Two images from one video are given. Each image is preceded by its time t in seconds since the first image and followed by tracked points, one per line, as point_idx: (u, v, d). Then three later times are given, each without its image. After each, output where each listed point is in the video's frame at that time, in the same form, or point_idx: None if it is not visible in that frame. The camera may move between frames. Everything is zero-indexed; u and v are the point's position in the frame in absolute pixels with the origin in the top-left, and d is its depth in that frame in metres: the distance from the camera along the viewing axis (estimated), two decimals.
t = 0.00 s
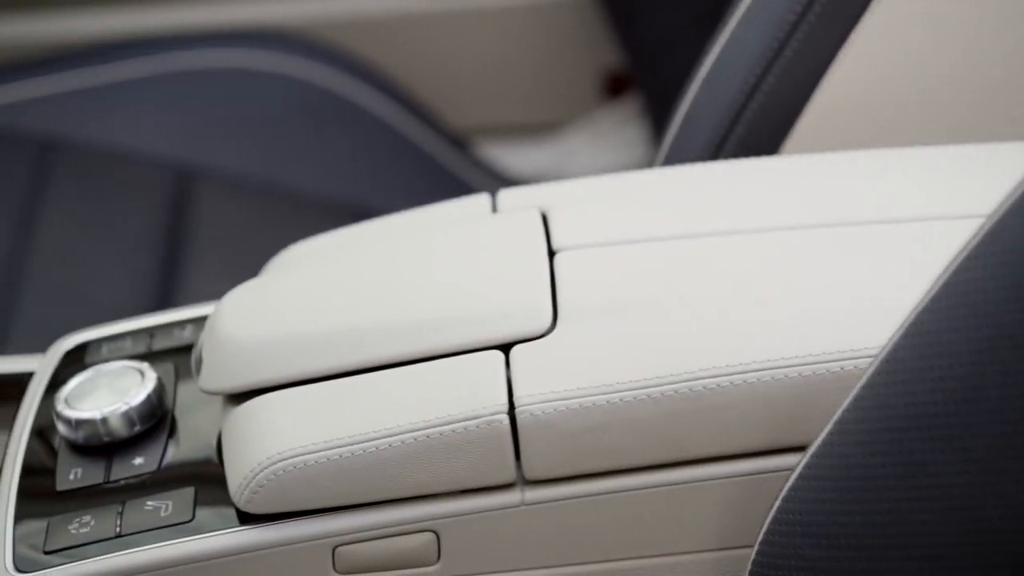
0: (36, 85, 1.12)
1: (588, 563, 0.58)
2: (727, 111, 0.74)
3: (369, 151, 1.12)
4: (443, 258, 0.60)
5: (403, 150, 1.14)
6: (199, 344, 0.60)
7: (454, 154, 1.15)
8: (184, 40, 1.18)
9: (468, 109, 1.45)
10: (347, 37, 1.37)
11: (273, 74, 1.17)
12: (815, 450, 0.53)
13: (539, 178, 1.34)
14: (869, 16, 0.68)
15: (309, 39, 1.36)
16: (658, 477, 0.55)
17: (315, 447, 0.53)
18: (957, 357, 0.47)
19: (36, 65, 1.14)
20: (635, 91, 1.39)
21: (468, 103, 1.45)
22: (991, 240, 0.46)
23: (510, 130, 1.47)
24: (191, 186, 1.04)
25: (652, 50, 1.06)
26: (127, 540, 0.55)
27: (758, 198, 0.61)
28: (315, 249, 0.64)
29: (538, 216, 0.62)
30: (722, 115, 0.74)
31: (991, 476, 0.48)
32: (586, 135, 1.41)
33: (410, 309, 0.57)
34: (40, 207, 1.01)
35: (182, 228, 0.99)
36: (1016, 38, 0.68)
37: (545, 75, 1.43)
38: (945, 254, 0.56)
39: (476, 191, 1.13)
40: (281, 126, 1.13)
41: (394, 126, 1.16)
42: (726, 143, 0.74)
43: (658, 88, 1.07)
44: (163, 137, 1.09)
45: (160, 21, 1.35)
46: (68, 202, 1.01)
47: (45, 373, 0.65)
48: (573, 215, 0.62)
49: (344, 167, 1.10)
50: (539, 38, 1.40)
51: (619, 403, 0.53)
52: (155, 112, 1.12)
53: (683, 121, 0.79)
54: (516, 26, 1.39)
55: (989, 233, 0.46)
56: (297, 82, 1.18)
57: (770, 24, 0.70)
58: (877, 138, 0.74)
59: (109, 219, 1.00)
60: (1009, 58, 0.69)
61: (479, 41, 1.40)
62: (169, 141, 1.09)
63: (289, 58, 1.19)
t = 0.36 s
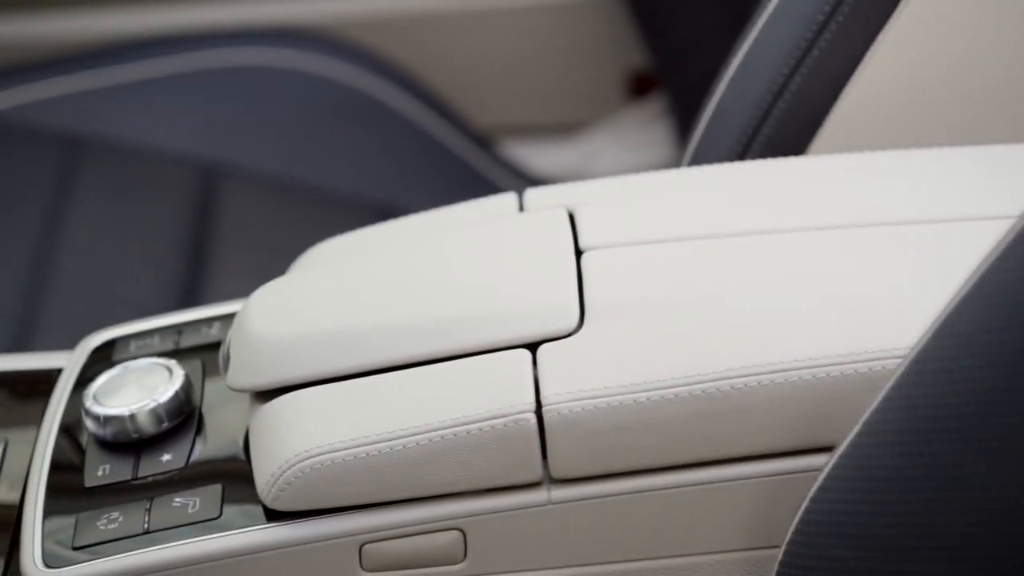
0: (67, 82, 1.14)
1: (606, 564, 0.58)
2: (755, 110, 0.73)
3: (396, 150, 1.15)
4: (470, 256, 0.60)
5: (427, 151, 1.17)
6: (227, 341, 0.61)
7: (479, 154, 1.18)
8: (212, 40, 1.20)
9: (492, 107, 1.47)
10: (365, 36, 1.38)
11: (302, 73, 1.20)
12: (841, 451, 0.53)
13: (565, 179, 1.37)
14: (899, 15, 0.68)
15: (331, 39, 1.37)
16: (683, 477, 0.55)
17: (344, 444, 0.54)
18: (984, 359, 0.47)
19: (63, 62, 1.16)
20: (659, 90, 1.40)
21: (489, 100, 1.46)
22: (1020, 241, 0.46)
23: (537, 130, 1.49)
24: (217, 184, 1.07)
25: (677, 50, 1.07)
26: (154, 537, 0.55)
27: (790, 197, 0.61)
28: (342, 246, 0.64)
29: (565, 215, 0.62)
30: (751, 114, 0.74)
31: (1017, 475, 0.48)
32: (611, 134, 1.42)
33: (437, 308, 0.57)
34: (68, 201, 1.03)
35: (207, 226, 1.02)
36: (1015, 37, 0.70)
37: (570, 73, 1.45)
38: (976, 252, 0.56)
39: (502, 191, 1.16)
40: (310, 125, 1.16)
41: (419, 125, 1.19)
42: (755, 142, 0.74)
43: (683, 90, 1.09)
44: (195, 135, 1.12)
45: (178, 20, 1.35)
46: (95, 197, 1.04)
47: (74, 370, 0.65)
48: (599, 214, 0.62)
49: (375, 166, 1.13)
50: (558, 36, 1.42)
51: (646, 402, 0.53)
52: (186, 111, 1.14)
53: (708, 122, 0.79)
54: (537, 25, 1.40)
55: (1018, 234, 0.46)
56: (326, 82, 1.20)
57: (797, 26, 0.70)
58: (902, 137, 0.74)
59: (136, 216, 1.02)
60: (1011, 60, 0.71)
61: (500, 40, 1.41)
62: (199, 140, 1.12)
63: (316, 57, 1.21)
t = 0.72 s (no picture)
0: (99, 79, 1.18)
1: (630, 563, 0.58)
2: (782, 111, 0.73)
3: (425, 149, 1.18)
4: (497, 255, 0.60)
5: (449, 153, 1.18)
6: (254, 339, 0.61)
7: (505, 154, 1.20)
8: (240, 40, 1.24)
9: (519, 107, 1.54)
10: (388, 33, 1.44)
11: (333, 74, 1.23)
12: (870, 452, 0.53)
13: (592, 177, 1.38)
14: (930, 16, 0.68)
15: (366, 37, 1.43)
16: (709, 477, 0.55)
17: (372, 442, 0.54)
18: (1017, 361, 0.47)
19: (97, 58, 1.20)
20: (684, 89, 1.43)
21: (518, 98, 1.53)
22: None
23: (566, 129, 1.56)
24: (246, 181, 1.08)
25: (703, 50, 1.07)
26: (183, 533, 0.55)
27: (824, 195, 0.61)
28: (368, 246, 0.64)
29: (593, 216, 0.62)
30: (779, 115, 0.74)
31: None
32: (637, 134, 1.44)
33: (464, 307, 0.57)
34: (97, 199, 1.04)
35: (231, 227, 1.02)
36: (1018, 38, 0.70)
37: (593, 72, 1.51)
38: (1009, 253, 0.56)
39: (528, 191, 1.17)
40: (333, 127, 1.19)
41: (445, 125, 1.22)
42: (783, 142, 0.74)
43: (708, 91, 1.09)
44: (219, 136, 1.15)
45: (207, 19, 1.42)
46: (124, 198, 1.04)
47: (103, 367, 0.66)
48: (627, 213, 0.62)
49: (396, 165, 1.14)
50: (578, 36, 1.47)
51: (674, 402, 0.53)
52: (208, 111, 1.17)
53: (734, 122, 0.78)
54: (557, 24, 1.45)
55: None
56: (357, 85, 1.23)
57: (826, 26, 0.71)
58: (928, 137, 0.74)
59: (163, 214, 1.03)
60: None
61: (523, 37, 1.46)
62: (223, 139, 1.14)
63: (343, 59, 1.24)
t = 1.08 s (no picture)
0: (131, 75, 1.22)
1: (658, 563, 0.57)
2: (810, 110, 0.73)
3: (453, 147, 1.20)
4: (525, 254, 0.60)
5: (474, 154, 1.20)
6: (283, 335, 0.61)
7: (532, 155, 1.22)
8: (267, 36, 1.27)
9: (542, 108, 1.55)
10: (409, 33, 1.45)
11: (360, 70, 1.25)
12: (900, 453, 0.53)
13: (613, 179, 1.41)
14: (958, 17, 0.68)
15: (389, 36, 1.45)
16: (735, 477, 0.55)
17: (398, 440, 0.54)
18: None
19: (130, 55, 1.24)
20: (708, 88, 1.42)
21: (539, 97, 1.54)
22: None
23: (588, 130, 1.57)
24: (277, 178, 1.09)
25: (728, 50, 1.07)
26: (211, 530, 0.55)
27: (859, 195, 0.61)
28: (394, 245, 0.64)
29: (621, 216, 0.62)
30: (806, 114, 0.73)
31: None
32: (660, 130, 1.46)
33: (491, 305, 0.57)
34: (121, 195, 1.05)
35: (260, 227, 1.03)
36: None
37: (613, 72, 1.51)
38: None
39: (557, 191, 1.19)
40: (362, 120, 1.21)
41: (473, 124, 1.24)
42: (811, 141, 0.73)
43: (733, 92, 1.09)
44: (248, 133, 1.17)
45: (234, 16, 1.45)
46: (147, 196, 1.05)
47: (130, 364, 0.67)
48: (655, 212, 0.62)
49: (423, 165, 1.16)
50: (598, 37, 1.47)
51: (701, 401, 0.53)
52: (239, 105, 1.20)
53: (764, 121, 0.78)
54: (576, 25, 1.46)
55: None
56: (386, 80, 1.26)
57: (853, 25, 0.71)
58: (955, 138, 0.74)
59: (188, 211, 1.04)
60: None
61: (542, 37, 1.47)
62: (250, 135, 1.17)
63: (370, 54, 1.27)
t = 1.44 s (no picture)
0: (151, 75, 1.22)
1: (685, 562, 0.57)
2: (838, 110, 0.73)
3: (477, 144, 1.20)
4: (553, 253, 0.60)
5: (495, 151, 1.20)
6: (311, 332, 0.61)
7: (556, 154, 1.23)
8: (284, 34, 1.28)
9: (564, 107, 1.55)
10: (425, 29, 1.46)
11: (376, 65, 1.25)
12: (927, 455, 0.52)
13: (637, 179, 1.43)
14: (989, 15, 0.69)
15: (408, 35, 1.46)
16: (763, 478, 0.54)
17: (425, 439, 0.54)
18: None
19: (150, 55, 1.25)
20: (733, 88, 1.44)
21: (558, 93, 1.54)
22: None
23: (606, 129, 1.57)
24: (302, 176, 1.10)
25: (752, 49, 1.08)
26: (237, 527, 0.56)
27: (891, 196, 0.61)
28: (421, 244, 0.65)
29: (647, 215, 0.62)
30: (833, 115, 0.73)
31: None
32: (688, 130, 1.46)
33: (517, 303, 0.57)
34: (145, 192, 1.05)
35: (285, 225, 1.04)
36: None
37: (631, 71, 1.51)
38: None
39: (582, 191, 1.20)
40: (384, 117, 1.21)
41: (495, 121, 1.24)
42: (838, 141, 0.73)
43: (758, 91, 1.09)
44: (270, 129, 1.18)
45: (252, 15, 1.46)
46: (170, 192, 1.06)
47: (158, 361, 0.68)
48: (682, 212, 0.62)
49: (447, 163, 1.17)
50: (615, 37, 1.48)
51: (728, 401, 0.52)
52: (259, 101, 1.21)
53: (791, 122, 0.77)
54: (593, 26, 1.47)
55: None
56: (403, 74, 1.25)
57: (882, 25, 0.71)
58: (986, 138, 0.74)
59: (212, 209, 1.05)
60: None
61: (560, 37, 1.48)
62: (272, 131, 1.17)
63: (386, 50, 1.27)
